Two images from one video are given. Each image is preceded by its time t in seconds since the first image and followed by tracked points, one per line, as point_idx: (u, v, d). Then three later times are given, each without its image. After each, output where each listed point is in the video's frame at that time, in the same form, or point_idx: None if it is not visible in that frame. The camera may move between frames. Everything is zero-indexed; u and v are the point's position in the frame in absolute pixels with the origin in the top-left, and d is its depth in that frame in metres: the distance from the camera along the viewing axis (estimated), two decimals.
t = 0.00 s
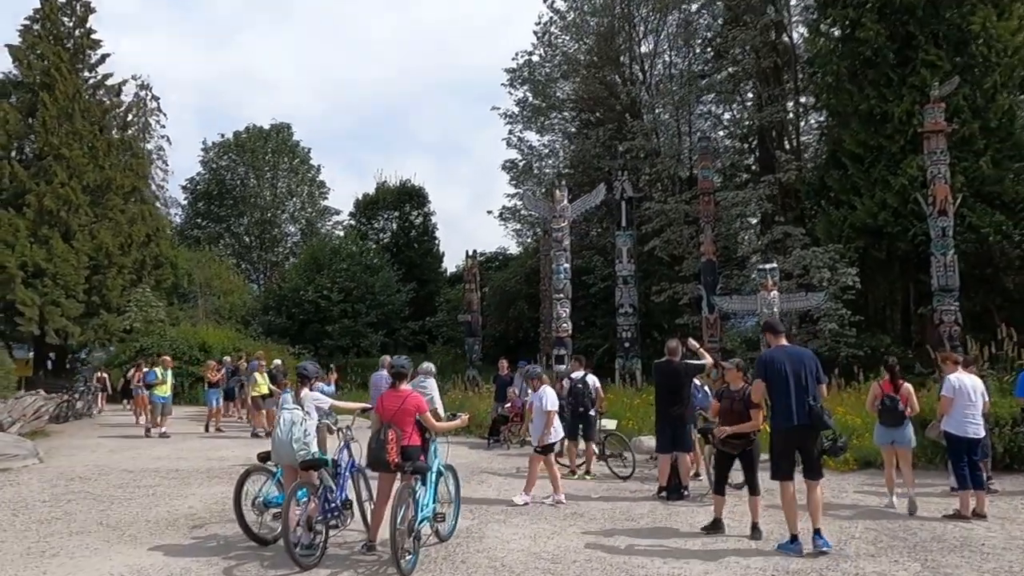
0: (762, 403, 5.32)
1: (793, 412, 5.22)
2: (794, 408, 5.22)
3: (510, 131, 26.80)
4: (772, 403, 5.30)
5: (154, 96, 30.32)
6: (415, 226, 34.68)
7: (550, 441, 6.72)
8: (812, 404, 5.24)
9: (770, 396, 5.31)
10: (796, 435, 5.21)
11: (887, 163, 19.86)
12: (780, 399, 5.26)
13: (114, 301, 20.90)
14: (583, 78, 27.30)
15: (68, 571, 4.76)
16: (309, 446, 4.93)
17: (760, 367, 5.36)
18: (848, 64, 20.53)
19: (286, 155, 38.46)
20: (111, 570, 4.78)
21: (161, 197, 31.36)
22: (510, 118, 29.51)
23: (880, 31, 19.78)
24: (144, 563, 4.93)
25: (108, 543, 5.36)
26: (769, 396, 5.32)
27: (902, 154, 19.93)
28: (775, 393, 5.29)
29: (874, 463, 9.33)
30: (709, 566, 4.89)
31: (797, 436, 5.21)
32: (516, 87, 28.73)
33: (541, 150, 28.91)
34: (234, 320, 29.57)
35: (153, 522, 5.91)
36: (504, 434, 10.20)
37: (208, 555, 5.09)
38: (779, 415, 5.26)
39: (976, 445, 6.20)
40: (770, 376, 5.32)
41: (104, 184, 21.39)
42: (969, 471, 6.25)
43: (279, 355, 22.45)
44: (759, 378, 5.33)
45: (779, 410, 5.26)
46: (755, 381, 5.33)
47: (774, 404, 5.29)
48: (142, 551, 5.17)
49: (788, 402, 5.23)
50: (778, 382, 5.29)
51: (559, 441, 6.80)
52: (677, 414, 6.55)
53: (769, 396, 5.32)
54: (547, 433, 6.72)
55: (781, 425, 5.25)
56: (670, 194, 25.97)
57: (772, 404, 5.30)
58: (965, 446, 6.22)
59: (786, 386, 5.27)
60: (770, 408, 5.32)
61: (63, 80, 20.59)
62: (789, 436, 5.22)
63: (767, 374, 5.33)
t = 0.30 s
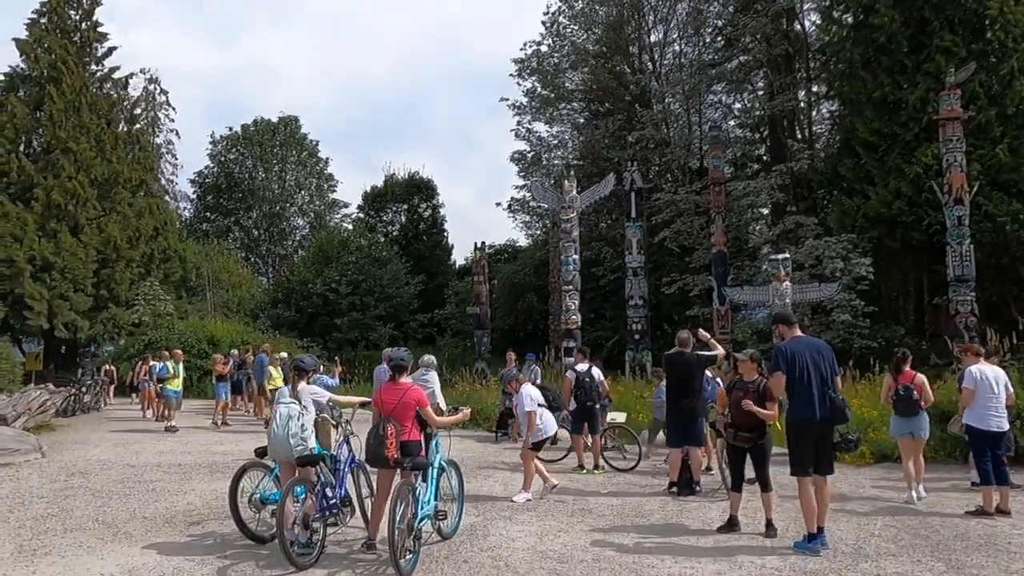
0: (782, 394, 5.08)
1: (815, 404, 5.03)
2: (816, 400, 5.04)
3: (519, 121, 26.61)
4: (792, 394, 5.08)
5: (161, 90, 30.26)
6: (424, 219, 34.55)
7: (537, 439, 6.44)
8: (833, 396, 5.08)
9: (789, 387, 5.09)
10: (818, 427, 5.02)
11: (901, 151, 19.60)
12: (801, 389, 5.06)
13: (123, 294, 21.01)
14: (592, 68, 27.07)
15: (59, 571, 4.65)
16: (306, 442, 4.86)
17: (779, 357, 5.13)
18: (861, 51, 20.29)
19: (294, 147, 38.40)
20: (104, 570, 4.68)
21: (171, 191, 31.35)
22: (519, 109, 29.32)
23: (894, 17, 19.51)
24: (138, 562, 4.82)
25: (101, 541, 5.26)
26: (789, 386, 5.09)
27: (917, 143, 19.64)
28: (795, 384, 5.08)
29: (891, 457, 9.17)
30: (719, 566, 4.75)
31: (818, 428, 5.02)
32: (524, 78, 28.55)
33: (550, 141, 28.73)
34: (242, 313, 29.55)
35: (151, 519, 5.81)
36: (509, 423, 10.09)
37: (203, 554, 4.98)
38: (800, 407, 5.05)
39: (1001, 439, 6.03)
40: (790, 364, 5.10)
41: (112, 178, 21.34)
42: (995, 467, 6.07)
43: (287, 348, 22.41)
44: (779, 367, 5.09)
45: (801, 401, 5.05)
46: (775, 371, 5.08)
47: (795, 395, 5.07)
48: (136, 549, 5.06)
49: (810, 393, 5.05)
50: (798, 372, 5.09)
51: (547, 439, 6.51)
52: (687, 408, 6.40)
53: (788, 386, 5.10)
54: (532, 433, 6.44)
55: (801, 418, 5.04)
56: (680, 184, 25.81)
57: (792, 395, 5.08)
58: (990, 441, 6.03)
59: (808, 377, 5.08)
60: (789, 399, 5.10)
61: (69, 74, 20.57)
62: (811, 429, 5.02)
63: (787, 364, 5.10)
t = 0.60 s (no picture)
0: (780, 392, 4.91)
1: (812, 405, 4.89)
2: (813, 401, 4.90)
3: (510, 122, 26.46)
4: (789, 392, 4.92)
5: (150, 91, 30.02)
6: (415, 220, 34.35)
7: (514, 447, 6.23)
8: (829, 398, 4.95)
9: (787, 385, 4.93)
10: (813, 430, 4.88)
11: (893, 150, 19.54)
12: (798, 389, 4.91)
13: (108, 296, 20.77)
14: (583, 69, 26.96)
15: None
16: (276, 448, 4.79)
17: (778, 353, 4.96)
18: (853, 51, 20.25)
19: (284, 148, 38.21)
20: None
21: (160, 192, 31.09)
22: (509, 110, 29.19)
23: (886, 17, 19.46)
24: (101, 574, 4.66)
25: (61, 553, 5.08)
26: (786, 385, 4.93)
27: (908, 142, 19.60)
28: (793, 383, 4.92)
29: (885, 458, 9.06)
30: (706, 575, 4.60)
31: (813, 431, 4.88)
32: (515, 78, 28.40)
33: (541, 141, 28.60)
34: (230, 315, 29.32)
35: (118, 527, 5.64)
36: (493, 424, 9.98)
37: (169, 565, 4.82)
38: (797, 407, 4.89)
39: (999, 441, 5.89)
40: (790, 362, 4.94)
41: (98, 178, 21.12)
42: (993, 468, 5.95)
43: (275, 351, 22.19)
44: (778, 363, 4.92)
45: (798, 401, 4.90)
46: (774, 367, 4.91)
47: (792, 394, 4.92)
48: (99, 561, 4.89)
49: (807, 393, 4.90)
50: (797, 370, 4.94)
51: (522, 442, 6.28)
52: (678, 408, 6.24)
53: (786, 385, 4.94)
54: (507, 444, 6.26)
55: (797, 419, 4.88)
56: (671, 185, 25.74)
57: (789, 394, 4.92)
58: (987, 443, 5.90)
59: (806, 377, 4.93)
60: (786, 398, 4.93)
61: (54, 73, 20.36)
62: (806, 430, 4.86)
63: (786, 361, 4.94)
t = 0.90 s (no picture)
0: (750, 390, 4.79)
1: (780, 404, 4.79)
2: (781, 401, 4.80)
3: (472, 126, 26.29)
4: (758, 390, 4.81)
5: (101, 94, 29.36)
6: (377, 225, 33.98)
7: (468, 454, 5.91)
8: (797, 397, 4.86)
9: (756, 383, 4.82)
10: (780, 430, 4.79)
11: (850, 155, 19.80)
12: (767, 386, 4.80)
13: (56, 303, 20.16)
14: (546, 73, 26.90)
15: None
16: (216, 461, 4.57)
17: (747, 350, 4.84)
18: (811, 57, 20.53)
19: (242, 152, 37.63)
20: None
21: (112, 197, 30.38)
22: (471, 114, 29.03)
23: (842, 23, 19.83)
24: None
25: None
26: (755, 383, 4.82)
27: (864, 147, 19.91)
28: (763, 380, 4.81)
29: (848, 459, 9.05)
30: None
31: (780, 431, 4.78)
32: (476, 82, 28.24)
33: (503, 146, 28.45)
34: (185, 322, 28.69)
35: (52, 548, 5.36)
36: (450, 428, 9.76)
37: None
38: (765, 406, 4.79)
39: (963, 440, 5.86)
40: (759, 360, 4.84)
41: (44, 182, 20.51)
42: (957, 468, 5.90)
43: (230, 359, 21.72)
44: (748, 361, 4.80)
45: (767, 400, 4.79)
46: (745, 364, 4.79)
47: (762, 392, 4.81)
48: None
49: (775, 392, 4.80)
50: (767, 368, 4.83)
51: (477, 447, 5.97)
52: (643, 412, 6.08)
53: (755, 382, 4.82)
54: (459, 453, 5.93)
55: (763, 419, 4.79)
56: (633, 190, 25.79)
57: (758, 392, 4.81)
58: (952, 442, 5.86)
59: (776, 376, 4.83)
60: (755, 396, 4.82)
61: None
62: (773, 430, 4.78)
63: (756, 359, 4.83)
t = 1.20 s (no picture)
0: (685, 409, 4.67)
1: (715, 423, 4.68)
2: (714, 419, 4.69)
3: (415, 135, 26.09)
4: (692, 408, 4.70)
5: (30, 99, 28.40)
6: (319, 235, 33.44)
7: (399, 478, 5.67)
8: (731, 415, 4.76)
9: (691, 400, 4.70)
10: (713, 449, 4.68)
11: (787, 168, 20.30)
12: (701, 404, 4.69)
13: None
14: (490, 84, 26.74)
15: None
16: (113, 494, 4.49)
17: (683, 367, 4.72)
18: (749, 72, 21.01)
19: (176, 159, 36.81)
20: None
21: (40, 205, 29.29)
22: (415, 123, 28.83)
23: (778, 39, 20.44)
24: None
25: None
26: (690, 400, 4.70)
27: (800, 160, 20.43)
28: (697, 399, 4.70)
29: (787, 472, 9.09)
30: None
31: (714, 451, 4.67)
32: (420, 91, 28.07)
33: (447, 156, 28.30)
34: (115, 335, 27.73)
35: None
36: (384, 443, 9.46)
37: None
38: (698, 425, 4.68)
39: (898, 454, 5.84)
40: (695, 377, 4.72)
41: None
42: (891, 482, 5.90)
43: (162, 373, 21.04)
44: (683, 379, 4.68)
45: (701, 419, 4.68)
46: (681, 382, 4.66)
47: (697, 410, 4.69)
48: None
49: (709, 411, 4.69)
50: (703, 386, 4.72)
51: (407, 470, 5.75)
52: (583, 429, 5.98)
53: (690, 400, 4.71)
54: (388, 478, 5.68)
55: (696, 438, 4.68)
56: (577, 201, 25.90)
57: (692, 411, 4.70)
58: (886, 457, 5.84)
59: (711, 394, 4.72)
60: (689, 415, 4.71)
61: None
62: (706, 450, 4.66)
63: (691, 376, 4.71)
